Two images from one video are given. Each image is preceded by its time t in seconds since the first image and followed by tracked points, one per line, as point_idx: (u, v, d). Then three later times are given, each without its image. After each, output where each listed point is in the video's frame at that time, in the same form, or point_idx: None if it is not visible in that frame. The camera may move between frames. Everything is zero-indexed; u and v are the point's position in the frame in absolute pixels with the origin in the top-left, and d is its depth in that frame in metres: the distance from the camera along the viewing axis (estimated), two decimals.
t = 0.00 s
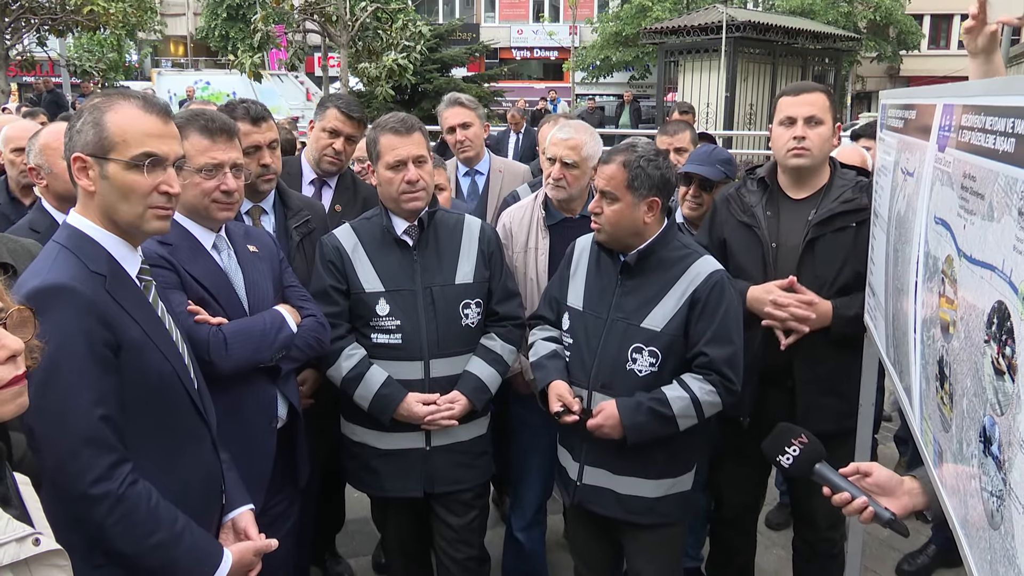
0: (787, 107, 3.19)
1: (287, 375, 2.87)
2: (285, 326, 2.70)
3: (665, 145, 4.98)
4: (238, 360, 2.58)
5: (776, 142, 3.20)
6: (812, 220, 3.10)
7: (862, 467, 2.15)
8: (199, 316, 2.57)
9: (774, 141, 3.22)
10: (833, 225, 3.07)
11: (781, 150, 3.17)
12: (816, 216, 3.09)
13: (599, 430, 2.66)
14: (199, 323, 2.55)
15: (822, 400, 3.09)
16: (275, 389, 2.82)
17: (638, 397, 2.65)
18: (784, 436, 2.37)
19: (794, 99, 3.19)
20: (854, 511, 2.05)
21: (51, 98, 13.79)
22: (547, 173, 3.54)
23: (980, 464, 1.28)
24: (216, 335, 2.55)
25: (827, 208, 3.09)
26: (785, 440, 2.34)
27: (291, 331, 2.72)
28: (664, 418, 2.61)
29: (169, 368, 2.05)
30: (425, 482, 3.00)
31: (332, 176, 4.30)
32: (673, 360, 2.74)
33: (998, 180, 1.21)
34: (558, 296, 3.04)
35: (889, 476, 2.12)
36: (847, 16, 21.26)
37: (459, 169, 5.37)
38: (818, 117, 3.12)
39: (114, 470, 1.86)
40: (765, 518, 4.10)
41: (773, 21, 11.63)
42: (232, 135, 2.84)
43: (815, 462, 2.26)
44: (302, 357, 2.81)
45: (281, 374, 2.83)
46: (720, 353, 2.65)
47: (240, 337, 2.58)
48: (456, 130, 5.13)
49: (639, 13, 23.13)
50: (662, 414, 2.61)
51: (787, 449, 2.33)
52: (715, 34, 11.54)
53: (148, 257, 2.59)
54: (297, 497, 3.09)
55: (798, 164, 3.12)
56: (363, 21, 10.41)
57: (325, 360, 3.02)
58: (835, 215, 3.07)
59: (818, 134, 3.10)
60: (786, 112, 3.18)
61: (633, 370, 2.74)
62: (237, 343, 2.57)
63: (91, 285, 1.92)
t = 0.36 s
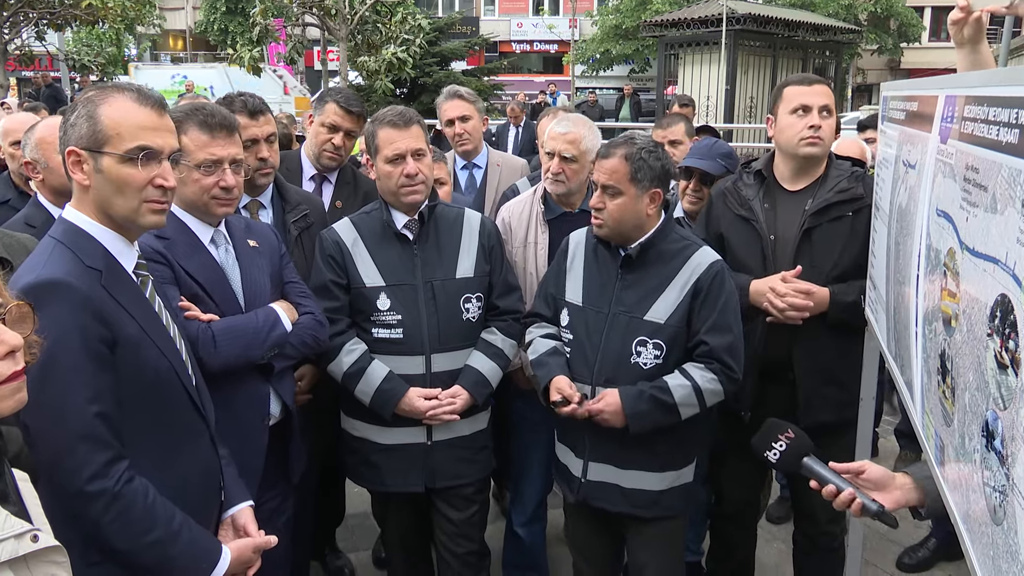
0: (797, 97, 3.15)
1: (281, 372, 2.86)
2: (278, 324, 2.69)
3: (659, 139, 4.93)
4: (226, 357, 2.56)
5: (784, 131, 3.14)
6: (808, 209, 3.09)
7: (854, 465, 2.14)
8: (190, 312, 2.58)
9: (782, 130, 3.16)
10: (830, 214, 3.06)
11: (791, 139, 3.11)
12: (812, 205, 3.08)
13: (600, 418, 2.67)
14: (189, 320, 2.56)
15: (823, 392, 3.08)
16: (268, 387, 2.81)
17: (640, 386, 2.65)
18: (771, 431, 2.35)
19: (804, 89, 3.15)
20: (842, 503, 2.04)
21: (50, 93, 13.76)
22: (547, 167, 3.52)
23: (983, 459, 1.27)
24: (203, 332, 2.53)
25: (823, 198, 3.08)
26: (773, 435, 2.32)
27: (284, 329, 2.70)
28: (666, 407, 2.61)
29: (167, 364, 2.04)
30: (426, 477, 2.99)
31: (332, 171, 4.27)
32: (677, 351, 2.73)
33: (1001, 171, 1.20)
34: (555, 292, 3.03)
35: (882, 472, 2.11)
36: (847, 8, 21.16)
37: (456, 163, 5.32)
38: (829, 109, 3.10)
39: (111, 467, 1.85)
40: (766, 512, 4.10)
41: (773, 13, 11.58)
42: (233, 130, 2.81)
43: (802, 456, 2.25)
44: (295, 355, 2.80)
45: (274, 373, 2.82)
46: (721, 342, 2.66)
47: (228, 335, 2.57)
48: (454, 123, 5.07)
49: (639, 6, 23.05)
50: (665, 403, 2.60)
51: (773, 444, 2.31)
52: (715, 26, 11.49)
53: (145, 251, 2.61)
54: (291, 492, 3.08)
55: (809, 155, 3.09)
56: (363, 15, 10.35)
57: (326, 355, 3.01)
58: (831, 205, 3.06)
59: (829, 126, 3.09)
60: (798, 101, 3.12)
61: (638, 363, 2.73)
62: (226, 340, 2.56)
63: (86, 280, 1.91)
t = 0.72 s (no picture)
0: (807, 94, 3.12)
1: (283, 369, 2.86)
2: (278, 322, 2.68)
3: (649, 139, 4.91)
4: (224, 356, 2.58)
5: (794, 128, 3.12)
6: (808, 206, 3.10)
7: (865, 475, 2.14)
8: (189, 310, 2.59)
9: (792, 127, 3.14)
10: (830, 211, 3.07)
11: (803, 136, 3.09)
12: (812, 202, 3.08)
13: (659, 432, 2.59)
14: (187, 318, 2.57)
15: (825, 390, 3.08)
16: (270, 384, 2.81)
17: (679, 387, 2.65)
18: (783, 432, 2.37)
19: (814, 86, 3.14)
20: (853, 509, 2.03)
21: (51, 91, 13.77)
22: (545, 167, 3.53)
23: (983, 458, 1.28)
24: (200, 331, 2.55)
25: (823, 195, 3.08)
26: (784, 436, 2.34)
27: (286, 327, 2.70)
28: (710, 399, 2.65)
29: (169, 363, 2.05)
30: (428, 476, 2.99)
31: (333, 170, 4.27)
32: (692, 338, 2.79)
33: (1002, 170, 1.20)
34: (551, 299, 2.92)
35: (892, 482, 2.09)
36: (847, 7, 21.13)
37: (455, 162, 5.32)
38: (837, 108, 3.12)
39: (112, 466, 1.85)
40: (766, 511, 4.10)
41: (774, 12, 11.56)
42: (238, 129, 2.82)
43: (813, 459, 2.25)
44: (297, 354, 2.79)
45: (275, 369, 2.82)
46: (742, 322, 2.75)
47: (225, 333, 2.57)
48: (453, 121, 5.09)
49: (640, 5, 23.04)
50: (708, 396, 2.64)
51: (785, 445, 2.32)
52: (716, 25, 11.48)
53: (148, 248, 2.62)
54: (293, 489, 3.08)
55: (819, 153, 3.09)
56: (363, 14, 10.35)
57: (327, 354, 3.01)
58: (831, 203, 3.07)
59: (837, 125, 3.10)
60: (810, 98, 3.10)
61: (656, 356, 2.73)
62: (223, 339, 2.57)
63: (89, 279, 1.91)
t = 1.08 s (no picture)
0: (819, 96, 3.10)
1: (290, 369, 2.88)
2: (287, 322, 2.70)
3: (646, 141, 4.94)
4: (236, 355, 2.59)
5: (802, 130, 3.11)
6: (813, 208, 3.11)
7: (877, 478, 2.13)
8: (200, 311, 2.59)
9: (799, 130, 3.12)
10: (835, 214, 3.08)
11: (809, 140, 3.09)
12: (817, 204, 3.09)
13: (684, 434, 2.68)
14: (199, 318, 2.58)
15: (826, 390, 3.09)
16: (278, 383, 2.82)
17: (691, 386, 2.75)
18: (800, 434, 2.37)
19: (825, 89, 3.12)
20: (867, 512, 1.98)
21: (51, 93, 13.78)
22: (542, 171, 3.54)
23: (979, 459, 1.28)
24: (213, 331, 2.56)
25: (828, 197, 3.09)
26: (803, 437, 2.34)
27: (294, 327, 2.72)
28: (723, 391, 2.77)
29: (169, 364, 2.06)
30: (429, 477, 3.00)
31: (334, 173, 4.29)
32: (691, 329, 2.85)
33: (996, 173, 1.21)
34: (548, 308, 2.88)
35: (906, 488, 2.09)
36: (846, 10, 21.14)
37: (455, 164, 5.35)
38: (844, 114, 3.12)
39: (113, 468, 1.86)
40: (766, 512, 4.11)
41: (773, 14, 11.58)
42: (244, 131, 2.83)
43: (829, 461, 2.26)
44: (305, 353, 2.81)
45: (284, 368, 2.82)
46: (737, 310, 2.89)
47: (237, 332, 2.59)
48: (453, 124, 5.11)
49: (640, 7, 23.07)
50: (721, 389, 2.76)
51: (804, 446, 2.33)
52: (715, 27, 11.50)
53: (154, 249, 2.62)
54: (299, 489, 3.09)
55: (825, 157, 3.09)
56: (364, 16, 10.36)
57: (329, 355, 3.02)
58: (835, 206, 3.08)
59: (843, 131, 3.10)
60: (820, 102, 3.09)
61: (660, 352, 2.77)
62: (235, 338, 2.58)
63: (90, 281, 1.93)
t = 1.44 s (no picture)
0: (831, 99, 3.09)
1: (294, 370, 2.88)
2: (292, 323, 2.70)
3: (646, 142, 4.94)
4: (244, 356, 2.59)
5: (812, 133, 3.11)
6: (821, 210, 3.10)
7: (888, 484, 2.07)
8: (208, 313, 2.59)
9: (809, 132, 3.12)
10: (843, 217, 3.08)
11: (818, 142, 3.09)
12: (826, 206, 3.09)
13: (674, 437, 2.68)
14: (207, 321, 2.58)
15: (830, 391, 3.09)
16: (283, 385, 2.82)
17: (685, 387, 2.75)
18: (810, 441, 2.40)
19: (838, 92, 3.10)
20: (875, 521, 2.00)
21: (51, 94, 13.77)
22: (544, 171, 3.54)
23: (981, 460, 1.28)
24: (221, 333, 2.56)
25: (837, 199, 3.09)
26: (813, 444, 2.37)
27: (299, 328, 2.73)
28: (715, 394, 2.76)
29: (168, 364, 2.05)
30: (430, 477, 3.00)
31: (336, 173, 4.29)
32: (687, 332, 2.85)
33: (999, 174, 1.21)
34: (544, 309, 2.88)
35: (914, 497, 2.02)
36: (846, 11, 21.12)
37: (455, 164, 5.35)
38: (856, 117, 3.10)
39: (112, 468, 1.86)
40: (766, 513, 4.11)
41: (774, 15, 11.58)
42: (246, 133, 2.82)
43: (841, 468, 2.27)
44: (309, 354, 2.80)
45: (290, 370, 2.83)
46: (733, 312, 2.87)
47: (245, 335, 2.59)
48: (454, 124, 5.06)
49: (640, 8, 23.07)
50: (714, 392, 2.76)
51: (813, 453, 2.36)
52: (716, 28, 11.50)
53: (158, 251, 2.60)
54: (302, 490, 3.08)
55: (833, 160, 3.09)
56: (364, 17, 10.34)
57: (331, 355, 3.02)
58: (844, 208, 3.07)
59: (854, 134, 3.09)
60: (832, 104, 3.08)
61: (656, 354, 2.77)
62: (243, 340, 2.59)
63: (89, 282, 1.92)
